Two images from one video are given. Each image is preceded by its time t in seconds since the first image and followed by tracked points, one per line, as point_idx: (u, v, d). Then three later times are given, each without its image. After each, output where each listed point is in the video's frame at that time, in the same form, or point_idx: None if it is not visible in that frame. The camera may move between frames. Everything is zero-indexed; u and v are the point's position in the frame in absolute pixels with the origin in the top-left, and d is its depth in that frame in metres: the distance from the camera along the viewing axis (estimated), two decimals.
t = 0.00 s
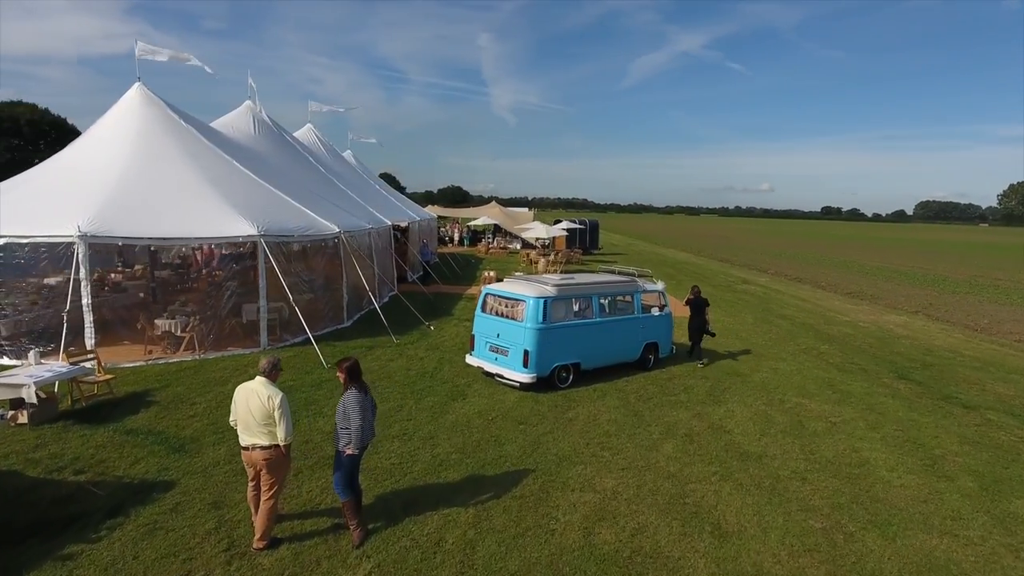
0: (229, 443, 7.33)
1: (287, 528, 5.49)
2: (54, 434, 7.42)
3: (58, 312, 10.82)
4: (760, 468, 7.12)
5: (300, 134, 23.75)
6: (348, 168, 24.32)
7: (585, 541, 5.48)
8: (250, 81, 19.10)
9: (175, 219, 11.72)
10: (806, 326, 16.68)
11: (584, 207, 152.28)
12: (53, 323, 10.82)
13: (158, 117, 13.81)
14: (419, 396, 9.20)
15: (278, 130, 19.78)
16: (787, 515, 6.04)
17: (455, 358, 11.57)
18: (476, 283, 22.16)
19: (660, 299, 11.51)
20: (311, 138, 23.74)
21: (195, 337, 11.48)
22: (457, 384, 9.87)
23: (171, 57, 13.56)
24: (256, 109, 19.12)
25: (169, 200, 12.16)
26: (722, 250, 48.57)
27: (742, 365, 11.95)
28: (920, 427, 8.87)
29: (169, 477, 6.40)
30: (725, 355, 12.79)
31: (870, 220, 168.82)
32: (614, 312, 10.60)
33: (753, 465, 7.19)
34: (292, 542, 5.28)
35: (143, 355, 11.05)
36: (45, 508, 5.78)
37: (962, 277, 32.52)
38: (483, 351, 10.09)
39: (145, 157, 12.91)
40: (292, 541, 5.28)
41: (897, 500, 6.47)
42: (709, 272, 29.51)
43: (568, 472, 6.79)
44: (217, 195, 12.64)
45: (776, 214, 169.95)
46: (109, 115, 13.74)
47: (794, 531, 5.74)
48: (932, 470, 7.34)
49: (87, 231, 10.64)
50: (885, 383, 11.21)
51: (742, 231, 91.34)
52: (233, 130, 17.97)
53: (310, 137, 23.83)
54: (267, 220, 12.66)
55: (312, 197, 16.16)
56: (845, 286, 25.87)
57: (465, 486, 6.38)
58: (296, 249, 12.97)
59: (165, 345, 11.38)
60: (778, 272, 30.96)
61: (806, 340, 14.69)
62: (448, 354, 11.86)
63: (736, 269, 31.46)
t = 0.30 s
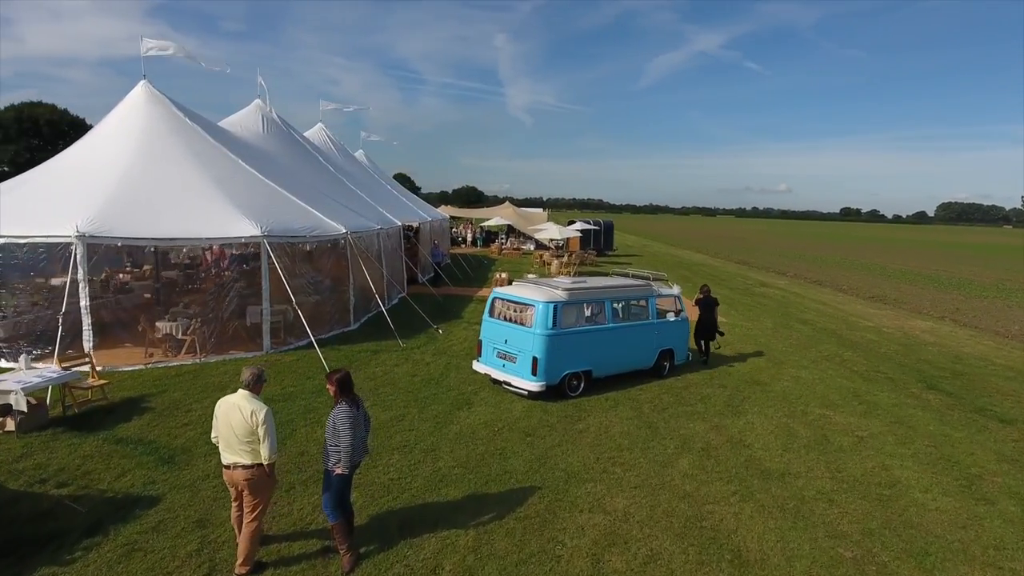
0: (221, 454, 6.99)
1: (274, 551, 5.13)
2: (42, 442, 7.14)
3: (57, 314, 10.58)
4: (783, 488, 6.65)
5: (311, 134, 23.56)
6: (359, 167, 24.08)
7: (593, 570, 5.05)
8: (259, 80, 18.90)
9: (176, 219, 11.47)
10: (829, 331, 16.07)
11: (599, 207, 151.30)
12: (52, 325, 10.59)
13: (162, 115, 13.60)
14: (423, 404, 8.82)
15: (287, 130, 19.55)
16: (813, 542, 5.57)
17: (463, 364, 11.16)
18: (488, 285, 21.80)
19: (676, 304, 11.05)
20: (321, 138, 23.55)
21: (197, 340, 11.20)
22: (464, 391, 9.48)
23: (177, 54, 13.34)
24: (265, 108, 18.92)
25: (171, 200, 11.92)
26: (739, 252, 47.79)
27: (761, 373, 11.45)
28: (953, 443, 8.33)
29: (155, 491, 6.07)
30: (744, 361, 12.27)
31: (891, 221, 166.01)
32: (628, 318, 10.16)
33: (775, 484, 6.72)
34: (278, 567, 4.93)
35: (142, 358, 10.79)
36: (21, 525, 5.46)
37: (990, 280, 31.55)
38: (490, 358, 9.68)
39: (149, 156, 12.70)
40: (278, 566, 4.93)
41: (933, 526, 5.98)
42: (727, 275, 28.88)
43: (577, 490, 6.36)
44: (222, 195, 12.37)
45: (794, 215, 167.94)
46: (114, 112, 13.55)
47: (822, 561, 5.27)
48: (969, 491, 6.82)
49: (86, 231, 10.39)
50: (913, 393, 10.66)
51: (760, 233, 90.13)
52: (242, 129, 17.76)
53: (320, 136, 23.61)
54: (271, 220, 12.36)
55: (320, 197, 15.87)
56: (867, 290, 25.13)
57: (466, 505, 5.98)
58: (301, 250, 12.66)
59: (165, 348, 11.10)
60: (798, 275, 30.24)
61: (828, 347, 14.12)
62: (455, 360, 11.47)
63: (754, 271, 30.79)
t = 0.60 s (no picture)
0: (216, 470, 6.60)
1: None
2: (32, 455, 6.80)
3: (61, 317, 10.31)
4: (821, 519, 6.08)
5: (326, 134, 23.32)
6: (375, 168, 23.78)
7: None
8: (274, 79, 18.66)
9: (183, 220, 11.18)
10: (860, 340, 15.34)
11: (619, 209, 150.28)
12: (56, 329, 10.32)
13: (171, 115, 13.39)
14: (433, 417, 8.37)
15: (302, 129, 19.29)
16: None
17: (476, 373, 10.69)
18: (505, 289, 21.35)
19: (701, 312, 10.48)
20: (337, 138, 23.29)
21: (203, 346, 10.89)
22: (476, 403, 9.01)
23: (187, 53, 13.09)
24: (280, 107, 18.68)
25: (179, 201, 11.65)
26: (762, 255, 46.78)
27: (791, 386, 10.84)
28: (1005, 467, 7.68)
29: (142, 513, 5.67)
30: (772, 372, 11.65)
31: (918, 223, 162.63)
32: (650, 327, 9.62)
33: (812, 514, 6.16)
34: None
35: (147, 364, 10.50)
36: None
37: None
38: (504, 368, 9.21)
39: (157, 157, 12.47)
40: None
41: (992, 566, 5.40)
42: (751, 278, 28.09)
43: (594, 518, 5.86)
44: (230, 196, 12.06)
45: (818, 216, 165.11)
46: (125, 111, 13.34)
47: None
48: None
49: (89, 233, 10.11)
50: (956, 410, 9.98)
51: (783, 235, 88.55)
52: (255, 128, 17.51)
53: (336, 137, 23.36)
54: (280, 222, 12.02)
55: (333, 198, 15.54)
56: (898, 295, 24.22)
57: (474, 534, 5.51)
58: (311, 253, 12.31)
59: (171, 353, 10.80)
60: (824, 279, 29.35)
61: (861, 357, 13.43)
62: (468, 368, 11.02)
63: (779, 275, 29.94)
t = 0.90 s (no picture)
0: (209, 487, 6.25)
1: None
2: (19, 469, 6.49)
3: (60, 321, 10.03)
4: (857, 549, 5.60)
5: (338, 134, 23.07)
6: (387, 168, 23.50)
7: None
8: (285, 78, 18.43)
9: (187, 221, 10.88)
10: (887, 347, 14.73)
11: (634, 210, 149.43)
12: (55, 333, 10.05)
13: (179, 114, 13.13)
14: (439, 429, 7.98)
15: (312, 129, 19.02)
16: None
17: (486, 381, 10.28)
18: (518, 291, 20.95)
19: (722, 319, 10.00)
20: (349, 138, 23.03)
21: (205, 350, 10.62)
22: (485, 414, 8.60)
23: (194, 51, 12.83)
24: (291, 107, 18.42)
25: (183, 201, 11.37)
26: (780, 257, 45.96)
27: (817, 397, 10.32)
28: None
29: (127, 535, 5.33)
30: (795, 382, 11.12)
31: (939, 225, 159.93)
32: (669, 335, 9.16)
33: (848, 544, 5.68)
34: None
35: (148, 369, 10.24)
36: None
37: None
38: (515, 378, 8.80)
39: (163, 157, 12.21)
40: None
41: None
42: (770, 282, 27.44)
43: (611, 546, 5.43)
44: (235, 197, 11.76)
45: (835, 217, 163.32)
46: (132, 110, 13.10)
47: None
48: None
49: (88, 234, 9.83)
50: (994, 425, 9.42)
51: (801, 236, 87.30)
52: (265, 128, 17.25)
53: (348, 137, 23.10)
54: (287, 223, 11.70)
55: (342, 199, 15.21)
56: (923, 300, 23.46)
57: (480, 563, 5.10)
58: (317, 256, 11.97)
59: (173, 358, 10.52)
60: (845, 282, 28.61)
61: (888, 366, 12.84)
62: (478, 376, 10.61)
63: (798, 278, 29.25)
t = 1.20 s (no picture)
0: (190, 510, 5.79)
1: None
2: None
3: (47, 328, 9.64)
4: None
5: (342, 133, 22.65)
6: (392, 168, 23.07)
7: None
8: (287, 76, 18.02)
9: (180, 223, 10.45)
10: (910, 354, 14.12)
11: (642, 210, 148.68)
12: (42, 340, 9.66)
13: (176, 112, 12.72)
14: (440, 445, 7.50)
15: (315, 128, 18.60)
16: None
17: (490, 391, 9.78)
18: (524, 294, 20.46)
19: (740, 326, 9.48)
20: (354, 137, 22.62)
21: (198, 357, 10.17)
22: (489, 428, 8.11)
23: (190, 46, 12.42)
24: (293, 105, 18.01)
25: (177, 202, 10.95)
26: (793, 258, 45.24)
27: (840, 409, 9.77)
28: None
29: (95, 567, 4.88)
30: (816, 392, 10.57)
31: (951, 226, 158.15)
32: (684, 343, 8.65)
33: None
34: None
35: (138, 378, 9.82)
36: None
37: None
38: (520, 389, 8.30)
39: (158, 156, 11.81)
40: None
41: None
42: (783, 284, 26.81)
43: None
44: (231, 197, 11.30)
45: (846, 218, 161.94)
46: (128, 108, 12.70)
47: None
48: None
49: (74, 237, 9.37)
50: None
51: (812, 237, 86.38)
52: (266, 126, 16.84)
53: (352, 136, 22.68)
54: (284, 224, 11.23)
55: (343, 200, 14.76)
56: (942, 303, 22.78)
57: None
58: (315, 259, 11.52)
59: (164, 365, 10.15)
60: (861, 285, 27.92)
61: (913, 375, 12.24)
62: (483, 385, 10.13)
63: (812, 280, 28.59)
